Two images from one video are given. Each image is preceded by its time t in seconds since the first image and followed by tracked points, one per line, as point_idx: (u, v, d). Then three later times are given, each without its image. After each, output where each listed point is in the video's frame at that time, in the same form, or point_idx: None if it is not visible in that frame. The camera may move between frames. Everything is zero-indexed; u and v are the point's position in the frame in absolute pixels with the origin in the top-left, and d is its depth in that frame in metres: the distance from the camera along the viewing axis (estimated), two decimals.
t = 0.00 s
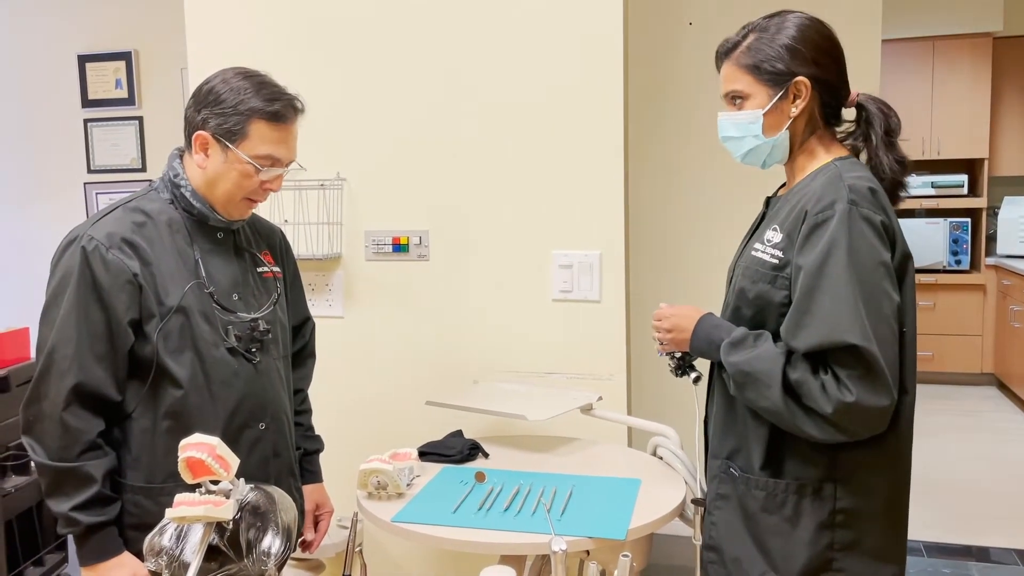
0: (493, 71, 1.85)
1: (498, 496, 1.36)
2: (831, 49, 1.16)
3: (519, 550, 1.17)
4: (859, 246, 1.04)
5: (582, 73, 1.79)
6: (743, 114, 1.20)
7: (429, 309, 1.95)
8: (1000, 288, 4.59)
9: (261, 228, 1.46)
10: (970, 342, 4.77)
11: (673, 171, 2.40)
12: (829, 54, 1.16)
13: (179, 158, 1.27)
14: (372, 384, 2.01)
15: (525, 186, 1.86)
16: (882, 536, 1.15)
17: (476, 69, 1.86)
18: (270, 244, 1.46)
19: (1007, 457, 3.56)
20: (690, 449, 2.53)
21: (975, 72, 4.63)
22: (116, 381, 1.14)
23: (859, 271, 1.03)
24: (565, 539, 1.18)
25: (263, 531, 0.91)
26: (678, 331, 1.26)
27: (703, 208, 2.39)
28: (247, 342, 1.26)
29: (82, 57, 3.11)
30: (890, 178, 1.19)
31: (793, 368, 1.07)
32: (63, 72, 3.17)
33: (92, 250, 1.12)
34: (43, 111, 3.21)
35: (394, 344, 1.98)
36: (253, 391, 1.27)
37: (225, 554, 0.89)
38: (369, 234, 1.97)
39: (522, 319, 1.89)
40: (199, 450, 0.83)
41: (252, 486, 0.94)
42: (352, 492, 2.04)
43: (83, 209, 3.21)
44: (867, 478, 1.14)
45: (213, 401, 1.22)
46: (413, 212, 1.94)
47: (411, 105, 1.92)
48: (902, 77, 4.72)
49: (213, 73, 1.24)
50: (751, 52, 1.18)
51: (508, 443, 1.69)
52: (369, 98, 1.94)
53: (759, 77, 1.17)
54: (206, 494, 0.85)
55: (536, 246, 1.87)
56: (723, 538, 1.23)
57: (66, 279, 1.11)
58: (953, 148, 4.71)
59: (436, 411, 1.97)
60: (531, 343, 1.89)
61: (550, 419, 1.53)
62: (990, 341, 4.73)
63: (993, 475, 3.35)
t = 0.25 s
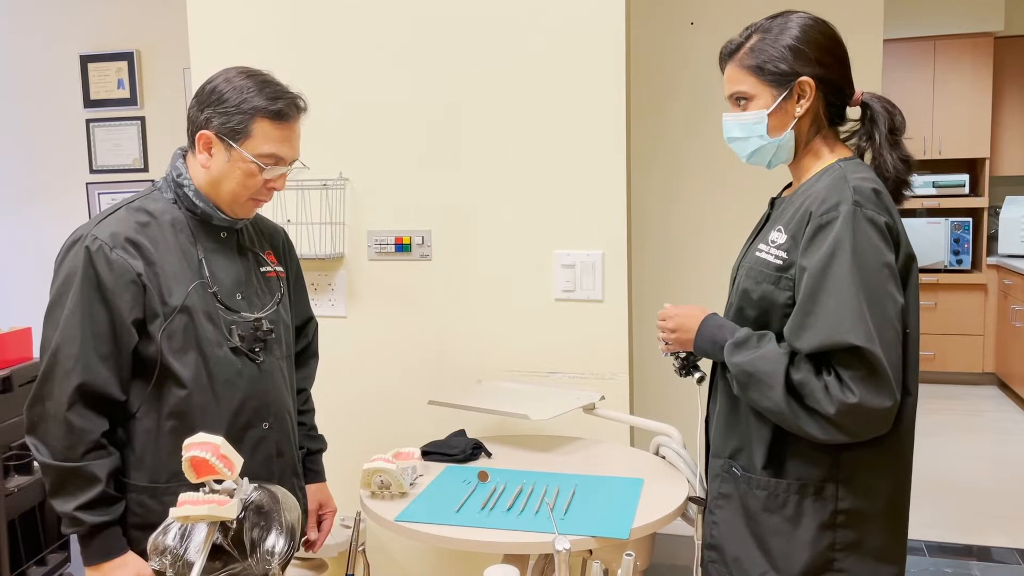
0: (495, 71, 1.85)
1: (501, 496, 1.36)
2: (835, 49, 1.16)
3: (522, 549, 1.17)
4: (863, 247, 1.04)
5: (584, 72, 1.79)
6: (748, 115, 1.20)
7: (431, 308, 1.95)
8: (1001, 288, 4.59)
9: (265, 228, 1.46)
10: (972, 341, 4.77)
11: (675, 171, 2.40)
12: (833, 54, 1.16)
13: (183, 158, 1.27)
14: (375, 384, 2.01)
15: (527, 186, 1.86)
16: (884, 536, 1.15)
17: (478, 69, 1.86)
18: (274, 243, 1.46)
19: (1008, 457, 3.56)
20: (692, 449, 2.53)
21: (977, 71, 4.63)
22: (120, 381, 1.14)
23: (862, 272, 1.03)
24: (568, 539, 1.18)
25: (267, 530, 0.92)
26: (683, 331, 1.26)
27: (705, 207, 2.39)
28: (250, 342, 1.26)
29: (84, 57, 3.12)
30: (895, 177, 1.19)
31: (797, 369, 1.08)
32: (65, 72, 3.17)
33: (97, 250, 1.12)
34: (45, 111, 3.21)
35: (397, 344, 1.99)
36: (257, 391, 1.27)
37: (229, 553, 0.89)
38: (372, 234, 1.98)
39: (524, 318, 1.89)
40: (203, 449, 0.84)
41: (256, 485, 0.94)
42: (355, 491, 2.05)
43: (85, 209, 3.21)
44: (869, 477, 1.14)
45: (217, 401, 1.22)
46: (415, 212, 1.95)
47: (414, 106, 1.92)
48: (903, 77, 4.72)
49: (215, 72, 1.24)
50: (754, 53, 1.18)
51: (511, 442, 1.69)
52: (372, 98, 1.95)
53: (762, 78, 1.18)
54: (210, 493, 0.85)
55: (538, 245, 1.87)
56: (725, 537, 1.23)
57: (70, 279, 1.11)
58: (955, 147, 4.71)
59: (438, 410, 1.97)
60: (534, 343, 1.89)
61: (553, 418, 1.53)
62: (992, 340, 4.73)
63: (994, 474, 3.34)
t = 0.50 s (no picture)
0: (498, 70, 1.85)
1: (505, 496, 1.36)
2: (839, 48, 1.16)
3: (527, 550, 1.17)
4: (871, 249, 1.04)
5: (587, 72, 1.79)
6: (752, 115, 1.19)
7: (434, 308, 1.95)
8: (1003, 287, 4.58)
9: (268, 228, 1.46)
10: (974, 341, 4.76)
11: (678, 170, 2.40)
12: (836, 53, 1.16)
13: (187, 158, 1.27)
14: (378, 384, 2.01)
15: (530, 186, 1.86)
16: (889, 537, 1.15)
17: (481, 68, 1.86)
18: (277, 243, 1.46)
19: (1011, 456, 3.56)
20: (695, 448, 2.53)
21: (979, 70, 4.62)
22: (124, 381, 1.14)
23: (870, 274, 1.03)
24: (573, 539, 1.18)
25: (271, 531, 0.91)
26: (688, 333, 1.26)
27: (708, 207, 2.39)
28: (254, 342, 1.26)
29: (86, 57, 3.12)
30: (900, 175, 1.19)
31: (805, 371, 1.07)
32: (67, 73, 3.17)
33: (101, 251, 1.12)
34: (47, 111, 3.21)
35: (400, 344, 1.98)
36: (261, 392, 1.27)
37: (233, 553, 0.89)
38: (375, 234, 1.97)
39: (527, 318, 1.89)
40: (208, 450, 0.83)
41: (261, 486, 0.94)
42: (358, 491, 2.05)
43: (87, 209, 3.21)
44: (875, 478, 1.14)
45: (221, 402, 1.22)
46: (418, 212, 1.94)
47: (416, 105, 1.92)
48: (905, 76, 4.71)
49: (218, 72, 1.24)
50: (758, 53, 1.18)
51: (514, 443, 1.69)
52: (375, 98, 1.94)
53: (766, 78, 1.17)
54: (214, 494, 0.85)
55: (542, 246, 1.87)
56: (730, 539, 1.23)
57: (74, 280, 1.11)
58: (957, 147, 4.70)
59: (441, 410, 1.97)
60: (537, 343, 1.89)
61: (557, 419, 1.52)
62: (995, 339, 4.72)
63: (997, 474, 3.34)
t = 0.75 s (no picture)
0: (499, 69, 1.85)
1: (508, 496, 1.36)
2: (841, 48, 1.16)
3: (529, 551, 1.17)
4: (874, 250, 1.04)
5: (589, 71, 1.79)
6: (755, 115, 1.19)
7: (436, 308, 1.95)
8: (1005, 286, 4.57)
9: (269, 229, 1.45)
10: (976, 340, 4.76)
11: (679, 170, 2.40)
12: (839, 53, 1.15)
13: (188, 159, 1.27)
14: (379, 384, 2.01)
15: (532, 186, 1.86)
16: (892, 538, 1.15)
17: (483, 68, 1.86)
18: (279, 244, 1.46)
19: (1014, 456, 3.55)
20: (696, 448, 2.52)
21: (980, 69, 4.61)
22: (126, 382, 1.14)
23: (874, 275, 1.03)
24: (575, 540, 1.18)
25: (274, 532, 0.91)
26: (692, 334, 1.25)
27: (709, 206, 2.39)
28: (256, 343, 1.26)
29: (87, 57, 3.12)
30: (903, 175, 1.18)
31: (808, 372, 1.07)
32: (68, 73, 3.17)
33: (102, 252, 1.12)
34: (48, 112, 3.21)
35: (401, 344, 1.98)
36: (263, 393, 1.27)
37: (235, 555, 0.89)
38: (376, 235, 1.97)
39: (529, 318, 1.89)
40: (210, 452, 0.83)
41: (263, 487, 0.94)
42: (359, 491, 2.04)
43: (88, 209, 3.21)
44: (878, 479, 1.13)
45: (223, 403, 1.22)
46: (420, 212, 1.94)
47: (418, 106, 1.92)
48: (906, 75, 4.71)
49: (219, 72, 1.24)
50: (760, 53, 1.18)
51: (516, 443, 1.69)
52: (376, 98, 1.94)
53: (769, 77, 1.17)
54: (217, 495, 0.85)
55: (543, 246, 1.86)
56: (733, 541, 1.23)
57: (76, 281, 1.11)
58: (958, 146, 4.70)
59: (443, 411, 1.97)
60: (539, 343, 1.89)
61: (560, 419, 1.52)
62: (996, 339, 4.72)
63: (1000, 474, 3.33)
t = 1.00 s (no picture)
0: (501, 69, 1.84)
1: (509, 496, 1.36)
2: (843, 47, 1.15)
3: (530, 551, 1.17)
4: (877, 250, 1.03)
5: (590, 71, 1.78)
6: (757, 114, 1.19)
7: (437, 308, 1.95)
8: (1007, 285, 4.57)
9: (270, 229, 1.45)
10: (977, 339, 4.75)
11: (680, 169, 2.39)
12: (841, 52, 1.15)
13: (188, 159, 1.26)
14: (380, 384, 2.01)
15: (533, 185, 1.85)
16: (894, 539, 1.15)
17: (484, 67, 1.85)
18: (280, 244, 1.46)
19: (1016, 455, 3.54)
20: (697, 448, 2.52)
21: (983, 67, 4.60)
22: (126, 383, 1.14)
23: (877, 275, 1.02)
24: (577, 540, 1.17)
25: (274, 533, 0.91)
26: (694, 335, 1.25)
27: (711, 205, 2.38)
28: (257, 344, 1.26)
29: (88, 57, 3.12)
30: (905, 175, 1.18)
31: (811, 373, 1.07)
32: (69, 73, 3.17)
33: (103, 253, 1.12)
34: (49, 111, 3.21)
35: (402, 344, 1.98)
36: (264, 393, 1.27)
37: (236, 555, 0.88)
38: (377, 234, 1.97)
39: (530, 318, 1.88)
40: (211, 453, 0.83)
41: (263, 488, 0.94)
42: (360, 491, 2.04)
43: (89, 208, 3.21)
44: (880, 480, 1.13)
45: (224, 404, 1.21)
46: (421, 212, 1.94)
47: (418, 105, 1.91)
48: (908, 73, 4.70)
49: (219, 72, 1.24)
50: (762, 52, 1.18)
51: (518, 443, 1.69)
52: (377, 97, 1.94)
53: (771, 77, 1.17)
54: (218, 496, 0.85)
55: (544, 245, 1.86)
56: (735, 542, 1.22)
57: (76, 281, 1.11)
58: (960, 144, 4.69)
59: (444, 411, 1.96)
60: (540, 343, 1.88)
61: (561, 419, 1.52)
62: (998, 338, 4.71)
63: (1001, 473, 3.33)
